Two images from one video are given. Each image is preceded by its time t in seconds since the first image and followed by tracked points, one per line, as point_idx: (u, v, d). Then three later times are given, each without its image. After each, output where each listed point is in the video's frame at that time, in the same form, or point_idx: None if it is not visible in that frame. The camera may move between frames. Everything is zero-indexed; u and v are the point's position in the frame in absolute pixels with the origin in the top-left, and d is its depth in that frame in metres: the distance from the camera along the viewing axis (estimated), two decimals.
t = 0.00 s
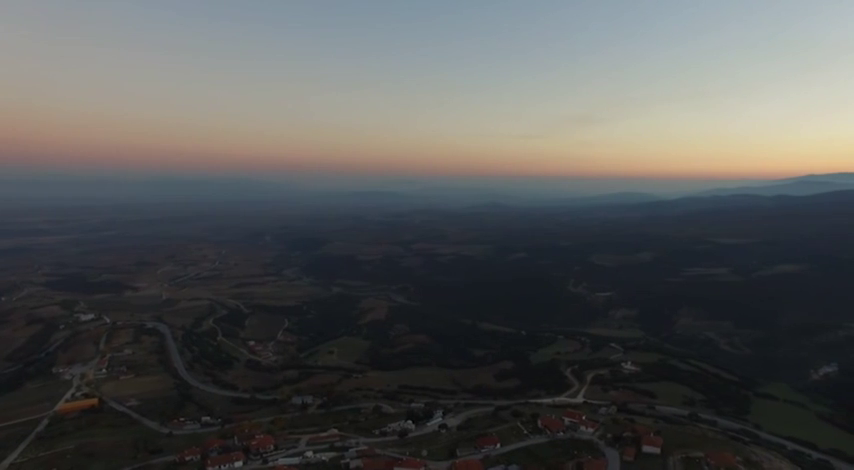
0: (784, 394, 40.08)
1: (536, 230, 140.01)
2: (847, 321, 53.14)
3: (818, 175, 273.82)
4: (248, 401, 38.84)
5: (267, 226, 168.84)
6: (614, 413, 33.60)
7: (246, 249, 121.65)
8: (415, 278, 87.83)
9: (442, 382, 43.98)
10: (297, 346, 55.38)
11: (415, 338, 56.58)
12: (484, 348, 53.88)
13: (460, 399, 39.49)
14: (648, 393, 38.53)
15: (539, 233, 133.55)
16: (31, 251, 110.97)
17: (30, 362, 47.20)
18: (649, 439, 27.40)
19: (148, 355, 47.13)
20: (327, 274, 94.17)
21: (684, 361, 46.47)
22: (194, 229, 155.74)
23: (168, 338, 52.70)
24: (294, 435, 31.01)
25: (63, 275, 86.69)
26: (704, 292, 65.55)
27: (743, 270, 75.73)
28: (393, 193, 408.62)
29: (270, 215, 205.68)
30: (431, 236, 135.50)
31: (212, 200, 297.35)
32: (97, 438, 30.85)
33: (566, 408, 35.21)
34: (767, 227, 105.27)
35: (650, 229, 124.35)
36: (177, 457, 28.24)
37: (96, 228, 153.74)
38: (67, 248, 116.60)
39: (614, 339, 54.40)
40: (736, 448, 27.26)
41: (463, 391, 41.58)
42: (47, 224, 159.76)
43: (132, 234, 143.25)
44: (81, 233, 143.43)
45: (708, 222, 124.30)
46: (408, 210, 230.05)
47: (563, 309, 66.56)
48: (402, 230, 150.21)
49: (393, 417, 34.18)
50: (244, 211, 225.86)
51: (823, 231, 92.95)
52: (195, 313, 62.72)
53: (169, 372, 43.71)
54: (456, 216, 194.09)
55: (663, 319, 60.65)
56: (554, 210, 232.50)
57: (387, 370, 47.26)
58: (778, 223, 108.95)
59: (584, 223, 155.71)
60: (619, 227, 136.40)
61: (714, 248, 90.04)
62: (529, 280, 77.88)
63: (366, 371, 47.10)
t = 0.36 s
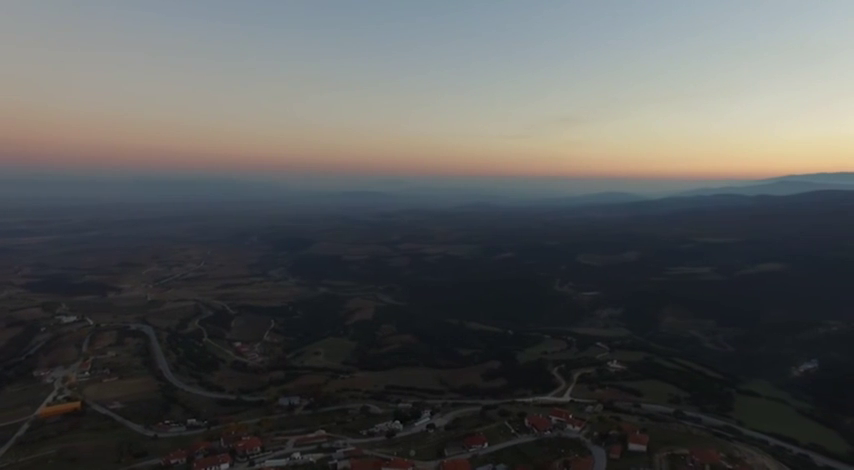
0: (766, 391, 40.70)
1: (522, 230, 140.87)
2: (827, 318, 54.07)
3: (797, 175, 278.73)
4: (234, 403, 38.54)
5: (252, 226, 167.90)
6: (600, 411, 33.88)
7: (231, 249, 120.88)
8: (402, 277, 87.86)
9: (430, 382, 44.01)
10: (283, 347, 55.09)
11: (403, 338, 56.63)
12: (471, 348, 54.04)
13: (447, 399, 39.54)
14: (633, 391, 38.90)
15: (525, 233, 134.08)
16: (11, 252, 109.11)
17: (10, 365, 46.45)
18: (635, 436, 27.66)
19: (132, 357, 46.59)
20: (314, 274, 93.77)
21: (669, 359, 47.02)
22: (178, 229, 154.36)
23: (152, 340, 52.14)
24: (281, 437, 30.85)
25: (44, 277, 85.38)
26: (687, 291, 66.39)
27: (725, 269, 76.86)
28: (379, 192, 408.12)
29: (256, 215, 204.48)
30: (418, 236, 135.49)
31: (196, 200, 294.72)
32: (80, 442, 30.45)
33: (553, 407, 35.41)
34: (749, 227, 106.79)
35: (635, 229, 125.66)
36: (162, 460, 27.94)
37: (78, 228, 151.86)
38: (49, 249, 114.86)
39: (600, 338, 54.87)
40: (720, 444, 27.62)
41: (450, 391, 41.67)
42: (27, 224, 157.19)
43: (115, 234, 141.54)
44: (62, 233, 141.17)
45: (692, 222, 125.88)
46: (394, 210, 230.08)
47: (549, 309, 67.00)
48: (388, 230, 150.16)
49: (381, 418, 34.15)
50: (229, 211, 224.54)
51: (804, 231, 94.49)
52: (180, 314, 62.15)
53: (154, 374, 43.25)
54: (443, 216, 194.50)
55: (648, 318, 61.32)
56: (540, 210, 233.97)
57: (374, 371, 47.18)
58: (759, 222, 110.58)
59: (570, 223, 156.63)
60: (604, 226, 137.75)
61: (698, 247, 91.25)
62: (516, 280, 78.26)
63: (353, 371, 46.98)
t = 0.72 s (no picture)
0: (756, 389, 41.04)
1: (515, 230, 141.25)
2: (816, 317, 54.57)
3: (786, 175, 281.30)
4: (226, 404, 38.37)
5: (244, 225, 167.26)
6: (592, 410, 34.03)
7: (223, 249, 120.43)
8: (394, 277, 87.83)
9: (422, 382, 44.02)
10: (275, 347, 54.90)
11: (395, 338, 56.61)
12: (463, 347, 54.10)
13: (440, 398, 39.57)
14: (625, 390, 39.10)
15: (517, 233, 134.26)
16: None
17: None
18: (627, 435, 27.81)
19: (123, 358, 46.27)
20: (306, 274, 93.49)
21: (660, 358, 47.30)
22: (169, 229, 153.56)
23: (143, 341, 51.80)
24: (274, 437, 30.75)
25: (33, 277, 84.70)
26: (678, 290, 66.79)
27: (716, 268, 77.39)
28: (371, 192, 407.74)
29: (247, 215, 203.71)
30: (410, 236, 135.38)
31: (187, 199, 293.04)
32: (70, 444, 30.21)
33: (546, 406, 35.50)
34: (739, 226, 107.51)
35: (627, 228, 126.27)
36: (153, 462, 27.79)
37: (67, 228, 150.78)
38: (37, 249, 113.94)
39: (592, 337, 55.09)
40: (710, 443, 27.86)
41: (443, 391, 41.70)
42: (15, 224, 155.78)
43: (105, 234, 140.60)
44: (51, 233, 139.91)
45: (683, 221, 126.65)
46: (386, 210, 229.98)
47: (542, 308, 67.17)
48: (381, 229, 150.06)
49: (374, 418, 34.12)
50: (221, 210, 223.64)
51: (794, 230, 95.31)
52: (171, 315, 61.80)
53: (145, 375, 42.98)
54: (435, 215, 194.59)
55: (639, 317, 61.64)
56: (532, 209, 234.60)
57: (367, 371, 47.13)
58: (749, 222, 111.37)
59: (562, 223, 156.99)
60: (596, 226, 138.37)
61: (688, 246, 91.84)
62: (508, 279, 78.41)
63: (346, 372, 46.90)
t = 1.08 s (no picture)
0: (750, 388, 41.22)
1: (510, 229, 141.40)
2: (809, 317, 54.91)
3: (780, 175, 282.69)
4: (222, 404, 38.30)
5: (239, 225, 166.86)
6: (587, 410, 34.11)
7: (218, 249, 120.16)
8: (390, 277, 87.78)
9: (418, 381, 44.03)
10: (271, 347, 54.81)
11: (391, 338, 56.66)
12: (459, 347, 54.14)
13: (436, 398, 39.59)
14: (620, 389, 39.24)
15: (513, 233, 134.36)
16: None
17: None
18: (622, 435, 27.89)
19: (117, 358, 46.10)
20: (301, 274, 93.35)
21: (655, 358, 47.47)
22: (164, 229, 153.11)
23: (138, 341, 51.62)
24: (269, 437, 30.69)
25: (27, 277, 84.29)
26: (673, 290, 66.99)
27: (710, 267, 77.71)
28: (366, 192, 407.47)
29: (243, 215, 203.19)
30: (406, 236, 135.38)
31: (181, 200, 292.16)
32: (64, 445, 30.04)
33: (542, 405, 35.57)
34: (733, 226, 107.99)
35: (622, 228, 126.57)
36: (148, 462, 27.68)
37: (61, 228, 150.10)
38: (31, 249, 113.35)
39: (588, 337, 55.21)
40: (704, 442, 27.98)
41: (438, 391, 41.73)
42: (9, 224, 154.95)
43: (100, 235, 139.99)
44: (45, 233, 139.22)
45: (677, 221, 127.10)
46: (382, 210, 229.94)
47: (537, 308, 67.28)
48: (376, 229, 149.91)
49: (369, 418, 34.12)
50: (216, 210, 223.04)
51: (787, 230, 95.80)
52: (166, 315, 61.61)
53: (140, 375, 42.82)
54: (431, 215, 194.54)
55: (634, 316, 61.83)
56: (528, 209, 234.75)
57: (362, 371, 47.11)
58: (743, 222, 111.88)
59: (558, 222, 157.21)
60: (592, 225, 138.81)
61: (683, 246, 92.19)
62: (504, 279, 78.45)
63: (341, 372, 46.85)
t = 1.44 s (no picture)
0: (746, 387, 41.35)
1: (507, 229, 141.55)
2: (804, 316, 55.10)
3: (775, 175, 283.71)
4: (218, 404, 38.24)
5: (236, 225, 166.62)
6: (584, 409, 34.17)
7: (214, 249, 119.93)
8: (387, 277, 87.74)
9: (415, 381, 44.02)
10: (267, 347, 54.75)
11: (389, 338, 56.67)
12: (456, 347, 54.17)
13: (432, 398, 39.61)
14: (617, 389, 39.32)
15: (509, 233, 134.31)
16: None
17: None
18: (619, 434, 27.90)
19: (113, 358, 45.97)
20: (298, 274, 93.20)
21: (651, 357, 47.57)
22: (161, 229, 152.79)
23: (134, 342, 51.50)
24: (265, 438, 30.63)
25: (23, 277, 83.98)
26: (669, 289, 67.12)
27: (706, 267, 77.86)
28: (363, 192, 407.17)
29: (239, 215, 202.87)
30: (402, 236, 135.33)
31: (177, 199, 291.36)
32: (60, 446, 29.95)
33: (538, 405, 35.60)
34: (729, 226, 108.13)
35: (619, 228, 126.83)
36: (144, 463, 27.60)
37: (57, 228, 149.57)
38: (26, 249, 112.87)
39: (584, 337, 55.30)
40: (701, 441, 28.05)
41: (435, 391, 41.71)
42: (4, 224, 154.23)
43: (96, 235, 139.53)
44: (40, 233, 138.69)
45: (673, 221, 127.38)
46: (379, 209, 229.96)
47: (534, 308, 67.34)
48: (373, 229, 149.87)
49: (366, 418, 34.11)
50: (212, 210, 222.74)
51: (783, 230, 96.08)
52: (163, 315, 61.46)
53: (136, 375, 42.70)
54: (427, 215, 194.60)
55: (631, 316, 61.95)
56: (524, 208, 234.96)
57: (359, 371, 47.08)
58: (739, 221, 112.04)
59: (554, 222, 157.19)
60: (588, 225, 139.03)
61: (679, 246, 92.37)
62: (500, 279, 78.50)
63: (338, 372, 46.81)
